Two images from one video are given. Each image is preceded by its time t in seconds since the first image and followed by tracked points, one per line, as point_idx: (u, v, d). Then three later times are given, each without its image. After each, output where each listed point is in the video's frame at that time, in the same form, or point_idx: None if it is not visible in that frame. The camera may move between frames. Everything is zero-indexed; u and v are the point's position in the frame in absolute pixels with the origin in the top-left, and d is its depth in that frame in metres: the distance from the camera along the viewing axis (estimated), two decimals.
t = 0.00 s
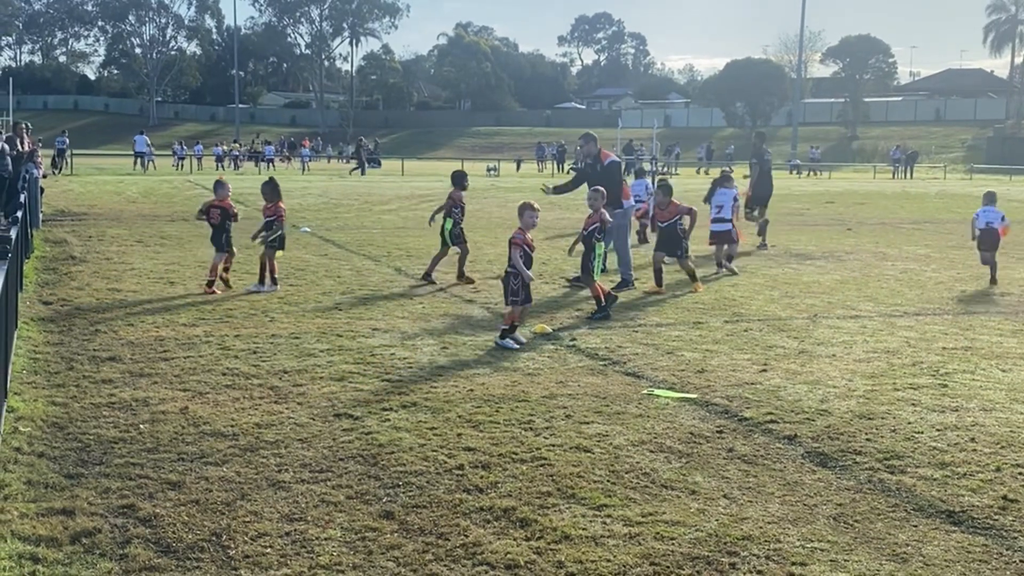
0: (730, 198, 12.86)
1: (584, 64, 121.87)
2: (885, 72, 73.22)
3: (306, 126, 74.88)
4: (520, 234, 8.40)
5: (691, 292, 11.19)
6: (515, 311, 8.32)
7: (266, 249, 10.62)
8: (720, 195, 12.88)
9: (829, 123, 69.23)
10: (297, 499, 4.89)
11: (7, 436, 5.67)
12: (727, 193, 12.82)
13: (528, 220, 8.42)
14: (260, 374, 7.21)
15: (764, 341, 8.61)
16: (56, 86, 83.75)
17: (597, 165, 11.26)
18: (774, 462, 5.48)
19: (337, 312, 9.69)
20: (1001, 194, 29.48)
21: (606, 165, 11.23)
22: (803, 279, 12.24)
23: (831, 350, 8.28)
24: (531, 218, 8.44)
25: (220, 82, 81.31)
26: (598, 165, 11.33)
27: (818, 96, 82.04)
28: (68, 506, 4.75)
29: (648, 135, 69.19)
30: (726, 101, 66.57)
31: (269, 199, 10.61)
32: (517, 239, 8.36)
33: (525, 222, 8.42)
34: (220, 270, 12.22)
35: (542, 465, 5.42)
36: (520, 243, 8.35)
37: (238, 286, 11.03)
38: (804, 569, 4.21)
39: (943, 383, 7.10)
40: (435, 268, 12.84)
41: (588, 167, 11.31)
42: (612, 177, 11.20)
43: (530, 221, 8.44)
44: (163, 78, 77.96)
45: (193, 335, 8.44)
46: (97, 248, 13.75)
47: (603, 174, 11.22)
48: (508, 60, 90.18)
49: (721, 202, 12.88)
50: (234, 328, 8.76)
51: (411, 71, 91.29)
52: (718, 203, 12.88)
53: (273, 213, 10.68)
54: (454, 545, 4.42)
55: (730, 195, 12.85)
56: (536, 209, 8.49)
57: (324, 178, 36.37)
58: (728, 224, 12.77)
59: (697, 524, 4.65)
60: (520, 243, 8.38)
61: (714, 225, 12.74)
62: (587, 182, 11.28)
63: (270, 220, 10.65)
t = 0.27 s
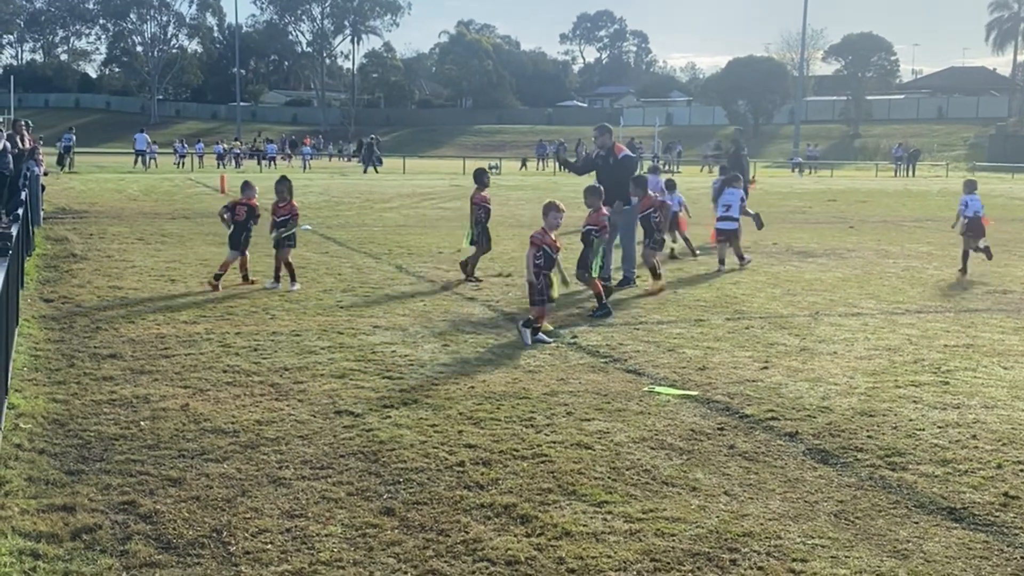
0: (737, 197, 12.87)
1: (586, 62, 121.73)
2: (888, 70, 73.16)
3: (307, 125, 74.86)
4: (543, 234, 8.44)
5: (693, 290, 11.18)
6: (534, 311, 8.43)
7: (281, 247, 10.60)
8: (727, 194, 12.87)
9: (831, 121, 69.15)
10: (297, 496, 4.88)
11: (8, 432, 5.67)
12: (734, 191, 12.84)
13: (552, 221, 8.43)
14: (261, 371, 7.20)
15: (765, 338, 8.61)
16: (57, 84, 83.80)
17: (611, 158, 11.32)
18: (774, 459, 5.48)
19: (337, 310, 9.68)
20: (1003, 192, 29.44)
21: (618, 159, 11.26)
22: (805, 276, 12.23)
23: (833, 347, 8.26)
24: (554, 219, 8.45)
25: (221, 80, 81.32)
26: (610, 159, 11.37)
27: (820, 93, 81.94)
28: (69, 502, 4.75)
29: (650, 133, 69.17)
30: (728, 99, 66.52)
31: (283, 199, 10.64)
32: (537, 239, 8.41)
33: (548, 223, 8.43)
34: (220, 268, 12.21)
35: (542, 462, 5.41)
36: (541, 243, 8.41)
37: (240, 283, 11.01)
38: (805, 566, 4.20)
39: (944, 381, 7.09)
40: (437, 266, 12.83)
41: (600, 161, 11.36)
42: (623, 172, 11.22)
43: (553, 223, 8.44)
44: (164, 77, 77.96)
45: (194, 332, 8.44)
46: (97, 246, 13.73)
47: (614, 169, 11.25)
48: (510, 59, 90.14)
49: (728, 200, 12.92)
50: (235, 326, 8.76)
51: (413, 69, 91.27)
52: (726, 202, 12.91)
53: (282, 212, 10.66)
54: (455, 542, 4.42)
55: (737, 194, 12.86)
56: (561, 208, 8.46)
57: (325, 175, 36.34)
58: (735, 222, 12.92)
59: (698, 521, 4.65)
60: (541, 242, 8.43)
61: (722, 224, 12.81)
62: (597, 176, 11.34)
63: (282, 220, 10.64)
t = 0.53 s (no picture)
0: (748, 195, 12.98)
1: (588, 60, 121.67)
2: (889, 68, 73.08)
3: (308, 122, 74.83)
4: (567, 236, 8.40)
5: (694, 287, 11.18)
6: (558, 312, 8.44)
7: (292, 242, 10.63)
8: (739, 190, 13.07)
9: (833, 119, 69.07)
10: (298, 491, 4.89)
11: (9, 429, 5.67)
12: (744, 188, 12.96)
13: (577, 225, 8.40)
14: (262, 368, 7.20)
15: (767, 334, 8.61)
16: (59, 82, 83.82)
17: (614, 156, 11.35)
18: (775, 455, 5.47)
19: (339, 306, 9.68)
20: (1005, 190, 29.40)
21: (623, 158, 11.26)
22: (806, 274, 12.23)
23: (835, 344, 8.26)
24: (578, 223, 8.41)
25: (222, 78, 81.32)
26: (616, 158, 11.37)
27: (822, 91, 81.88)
28: (70, 498, 4.75)
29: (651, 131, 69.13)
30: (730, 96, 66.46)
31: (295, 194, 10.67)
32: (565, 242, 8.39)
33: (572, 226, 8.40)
34: (222, 265, 12.21)
35: (543, 458, 5.41)
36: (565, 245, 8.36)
37: (242, 281, 11.01)
38: (806, 561, 4.20)
39: (945, 377, 7.08)
40: (438, 264, 12.83)
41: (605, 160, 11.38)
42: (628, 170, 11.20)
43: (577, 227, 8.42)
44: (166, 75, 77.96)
45: (195, 329, 8.44)
46: (99, 243, 13.74)
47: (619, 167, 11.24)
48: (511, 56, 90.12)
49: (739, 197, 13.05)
50: (237, 323, 8.76)
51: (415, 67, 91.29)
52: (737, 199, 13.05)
53: (298, 209, 10.66)
54: (456, 537, 4.42)
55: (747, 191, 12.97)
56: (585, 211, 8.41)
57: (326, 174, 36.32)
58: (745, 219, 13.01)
59: (698, 516, 4.65)
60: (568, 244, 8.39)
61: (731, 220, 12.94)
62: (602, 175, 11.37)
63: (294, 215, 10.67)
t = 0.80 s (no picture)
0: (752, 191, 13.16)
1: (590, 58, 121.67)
2: (890, 66, 73.01)
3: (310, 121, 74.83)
4: (599, 237, 8.47)
5: (696, 287, 11.18)
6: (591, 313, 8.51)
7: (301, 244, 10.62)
8: (742, 188, 13.33)
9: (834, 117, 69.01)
10: (300, 491, 4.90)
11: (12, 428, 5.68)
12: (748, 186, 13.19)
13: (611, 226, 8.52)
14: (265, 367, 7.22)
15: (768, 334, 8.62)
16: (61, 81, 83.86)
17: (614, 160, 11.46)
18: (777, 455, 5.48)
19: (341, 306, 9.69)
20: (1007, 188, 29.38)
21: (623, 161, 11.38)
22: (806, 273, 12.24)
23: (837, 343, 8.26)
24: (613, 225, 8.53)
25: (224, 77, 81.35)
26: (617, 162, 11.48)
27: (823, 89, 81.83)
28: (73, 497, 4.77)
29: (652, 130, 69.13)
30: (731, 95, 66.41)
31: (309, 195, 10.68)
32: (599, 243, 8.46)
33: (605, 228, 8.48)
34: (224, 265, 12.22)
35: (545, 457, 5.42)
36: (596, 242, 8.44)
37: (244, 281, 11.03)
38: (808, 560, 4.21)
39: (947, 376, 7.09)
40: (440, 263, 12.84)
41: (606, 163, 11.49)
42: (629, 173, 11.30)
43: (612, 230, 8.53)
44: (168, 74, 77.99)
45: (198, 328, 8.45)
46: (102, 242, 13.76)
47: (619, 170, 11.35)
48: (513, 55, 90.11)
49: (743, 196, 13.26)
50: (239, 322, 8.78)
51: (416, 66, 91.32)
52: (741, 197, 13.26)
53: (313, 209, 10.69)
54: (458, 537, 4.43)
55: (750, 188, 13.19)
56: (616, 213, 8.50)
57: (329, 173, 36.32)
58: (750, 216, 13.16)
59: (700, 516, 4.66)
60: (603, 245, 8.47)
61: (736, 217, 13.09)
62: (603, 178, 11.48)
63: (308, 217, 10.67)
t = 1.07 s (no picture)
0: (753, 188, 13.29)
1: (592, 57, 121.55)
2: (893, 66, 72.90)
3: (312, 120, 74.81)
4: (623, 250, 7.62)
5: (698, 286, 11.19)
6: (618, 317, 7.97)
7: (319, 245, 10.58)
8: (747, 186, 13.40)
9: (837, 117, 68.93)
10: (304, 490, 4.91)
11: (15, 427, 5.68)
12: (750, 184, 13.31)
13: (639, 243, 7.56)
14: (268, 366, 7.23)
15: (772, 333, 8.61)
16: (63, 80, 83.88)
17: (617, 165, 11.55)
18: (780, 454, 5.48)
19: (343, 305, 9.70)
20: (1010, 188, 29.30)
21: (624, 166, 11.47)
22: (809, 272, 12.23)
23: (840, 343, 8.26)
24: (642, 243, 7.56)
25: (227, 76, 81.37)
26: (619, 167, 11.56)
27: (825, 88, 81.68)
28: (77, 496, 4.77)
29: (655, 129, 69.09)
30: (733, 94, 66.35)
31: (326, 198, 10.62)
32: (621, 257, 7.62)
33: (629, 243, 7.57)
34: (229, 264, 12.22)
35: (548, 457, 5.42)
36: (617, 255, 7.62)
37: (247, 280, 11.03)
38: (811, 560, 4.21)
39: (950, 376, 7.09)
40: (442, 262, 12.84)
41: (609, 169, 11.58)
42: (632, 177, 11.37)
43: (640, 248, 7.58)
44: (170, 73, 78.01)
45: (200, 328, 8.45)
46: (104, 242, 13.76)
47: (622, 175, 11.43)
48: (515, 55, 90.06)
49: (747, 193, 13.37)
50: (242, 321, 8.77)
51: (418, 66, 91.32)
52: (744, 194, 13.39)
53: (332, 209, 10.70)
54: (461, 536, 4.43)
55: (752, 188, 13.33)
56: (645, 226, 7.56)
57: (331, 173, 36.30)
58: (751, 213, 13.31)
59: (704, 516, 4.66)
60: (627, 260, 7.61)
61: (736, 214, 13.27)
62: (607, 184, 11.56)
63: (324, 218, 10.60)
